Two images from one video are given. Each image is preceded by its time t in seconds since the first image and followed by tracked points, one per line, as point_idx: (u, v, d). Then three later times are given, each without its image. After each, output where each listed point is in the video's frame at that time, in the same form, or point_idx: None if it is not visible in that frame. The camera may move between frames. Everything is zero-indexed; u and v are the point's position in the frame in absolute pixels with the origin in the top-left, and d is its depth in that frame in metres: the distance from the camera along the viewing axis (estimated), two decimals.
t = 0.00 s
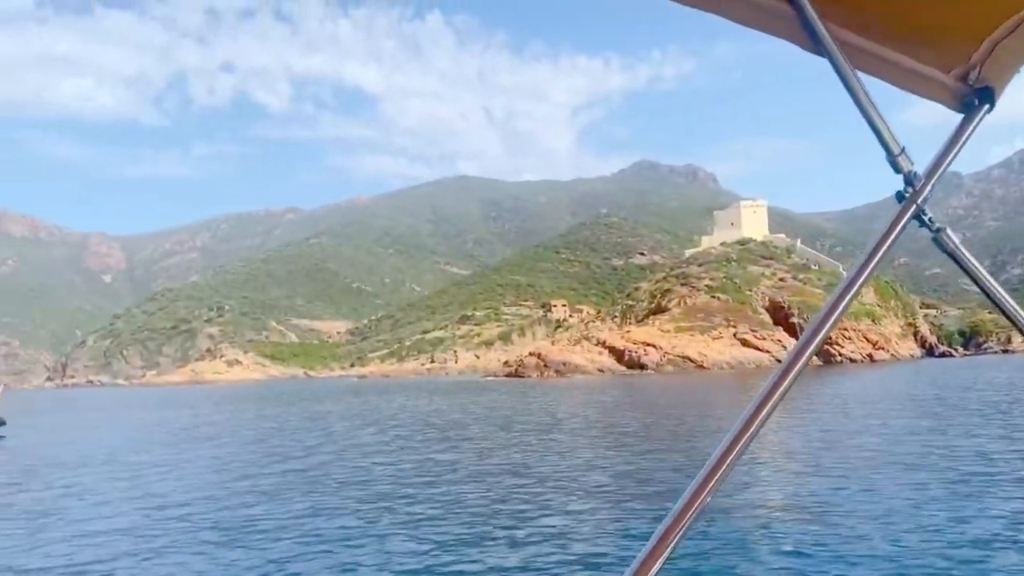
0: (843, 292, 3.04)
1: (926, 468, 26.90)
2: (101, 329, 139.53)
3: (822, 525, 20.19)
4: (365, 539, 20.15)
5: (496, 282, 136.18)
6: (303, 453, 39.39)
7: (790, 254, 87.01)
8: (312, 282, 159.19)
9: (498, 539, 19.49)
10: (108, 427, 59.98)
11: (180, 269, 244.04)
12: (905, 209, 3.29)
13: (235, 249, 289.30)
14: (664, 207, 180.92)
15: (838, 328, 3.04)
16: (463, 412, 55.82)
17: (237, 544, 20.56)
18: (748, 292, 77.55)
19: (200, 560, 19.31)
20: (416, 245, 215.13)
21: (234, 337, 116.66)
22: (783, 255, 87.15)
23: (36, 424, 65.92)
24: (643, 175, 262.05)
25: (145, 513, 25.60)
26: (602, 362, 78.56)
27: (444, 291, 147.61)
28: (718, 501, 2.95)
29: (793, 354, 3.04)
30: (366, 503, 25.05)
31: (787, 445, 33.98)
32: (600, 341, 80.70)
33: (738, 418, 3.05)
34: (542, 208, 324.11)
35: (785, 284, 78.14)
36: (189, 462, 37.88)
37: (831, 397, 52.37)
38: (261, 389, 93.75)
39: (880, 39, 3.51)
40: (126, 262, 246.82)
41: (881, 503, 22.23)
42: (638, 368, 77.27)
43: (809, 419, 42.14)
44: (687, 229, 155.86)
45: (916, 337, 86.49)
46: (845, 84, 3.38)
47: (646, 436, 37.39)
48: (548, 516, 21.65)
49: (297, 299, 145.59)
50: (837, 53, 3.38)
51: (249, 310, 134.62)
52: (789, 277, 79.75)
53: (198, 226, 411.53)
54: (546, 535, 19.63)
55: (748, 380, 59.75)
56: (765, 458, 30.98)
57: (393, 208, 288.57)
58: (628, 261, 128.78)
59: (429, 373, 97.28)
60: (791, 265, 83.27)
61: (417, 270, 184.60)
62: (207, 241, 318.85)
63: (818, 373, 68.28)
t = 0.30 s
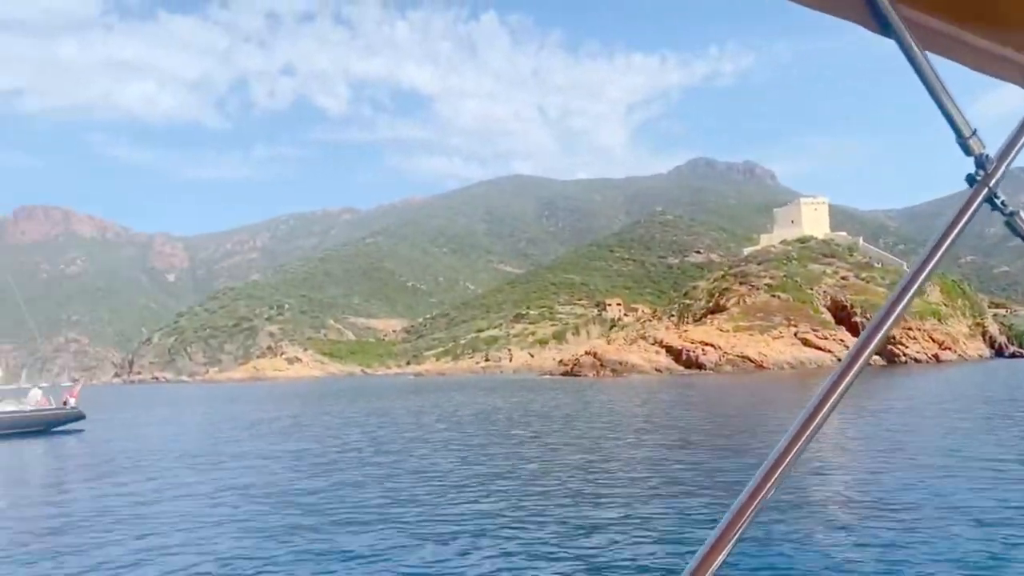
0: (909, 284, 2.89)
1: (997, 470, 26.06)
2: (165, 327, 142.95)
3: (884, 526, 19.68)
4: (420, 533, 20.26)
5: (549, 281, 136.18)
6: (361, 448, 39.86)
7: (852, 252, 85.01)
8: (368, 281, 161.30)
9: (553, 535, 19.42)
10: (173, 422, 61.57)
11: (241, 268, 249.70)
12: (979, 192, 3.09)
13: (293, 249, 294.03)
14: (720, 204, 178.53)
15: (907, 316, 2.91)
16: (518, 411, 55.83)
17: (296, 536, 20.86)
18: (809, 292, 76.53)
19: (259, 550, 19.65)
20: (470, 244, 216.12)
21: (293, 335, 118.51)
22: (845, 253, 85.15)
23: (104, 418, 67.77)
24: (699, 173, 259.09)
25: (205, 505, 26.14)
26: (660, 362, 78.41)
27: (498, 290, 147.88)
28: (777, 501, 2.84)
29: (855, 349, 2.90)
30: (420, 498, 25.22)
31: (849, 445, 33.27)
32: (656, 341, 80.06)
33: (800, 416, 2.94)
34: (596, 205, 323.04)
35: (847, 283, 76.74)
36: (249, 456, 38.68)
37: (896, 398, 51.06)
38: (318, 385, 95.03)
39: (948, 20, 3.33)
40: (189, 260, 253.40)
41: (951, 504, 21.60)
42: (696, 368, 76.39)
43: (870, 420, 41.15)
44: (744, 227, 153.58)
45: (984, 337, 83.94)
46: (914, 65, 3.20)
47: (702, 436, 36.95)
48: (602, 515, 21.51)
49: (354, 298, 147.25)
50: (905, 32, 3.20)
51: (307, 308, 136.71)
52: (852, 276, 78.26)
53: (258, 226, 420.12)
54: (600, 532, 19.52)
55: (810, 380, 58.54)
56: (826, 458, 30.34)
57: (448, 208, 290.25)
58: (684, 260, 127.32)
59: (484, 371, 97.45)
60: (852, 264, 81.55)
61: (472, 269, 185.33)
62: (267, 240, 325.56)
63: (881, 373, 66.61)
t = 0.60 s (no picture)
0: (978, 274, 2.79)
1: None
2: (226, 324, 146.03)
3: (951, 527, 19.07)
4: (475, 527, 20.25)
5: (603, 279, 135.78)
6: (417, 443, 40.19)
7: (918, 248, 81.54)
8: (422, 279, 162.77)
9: (609, 531, 19.24)
10: (232, 416, 62.82)
11: (298, 266, 254.22)
12: None
13: (349, 247, 297.88)
14: (779, 201, 175.48)
15: (976, 307, 2.78)
16: (573, 409, 55.63)
17: (353, 527, 21.01)
18: (872, 289, 76.34)
19: (317, 540, 19.85)
20: (523, 242, 216.42)
21: (349, 332, 120.02)
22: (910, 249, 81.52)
23: (168, 413, 69.50)
24: (756, 170, 255.09)
25: (264, 496, 26.54)
26: (718, 360, 76.08)
27: (551, 288, 147.69)
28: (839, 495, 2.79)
29: (921, 341, 2.80)
30: (475, 493, 25.27)
31: (914, 445, 32.39)
32: (715, 339, 78.61)
33: (863, 406, 2.86)
34: (649, 203, 321.01)
35: (912, 280, 75.20)
36: (305, 450, 39.16)
37: (963, 398, 49.49)
38: (374, 382, 95.98)
39: None
40: (248, 258, 258.83)
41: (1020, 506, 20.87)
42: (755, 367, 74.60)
43: (934, 420, 40.04)
44: (804, 224, 150.75)
45: None
46: (984, 45, 3.03)
47: (759, 435, 36.29)
48: (658, 511, 21.25)
49: (408, 296, 148.39)
50: (972, 12, 3.05)
51: (363, 306, 138.26)
52: (916, 273, 76.77)
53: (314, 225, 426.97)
54: (656, 528, 19.29)
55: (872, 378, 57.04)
56: (890, 457, 29.61)
57: (501, 206, 290.80)
58: (741, 257, 125.51)
59: (538, 368, 97.22)
60: (917, 261, 79.41)
61: (525, 267, 185.41)
62: (323, 239, 330.89)
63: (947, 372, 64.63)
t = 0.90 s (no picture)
0: None
1: None
2: (281, 320, 148.53)
3: (1016, 525, 18.52)
4: (528, 521, 20.14)
5: (654, 275, 134.84)
6: (470, 436, 40.53)
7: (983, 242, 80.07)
8: (473, 274, 163.57)
9: (663, 527, 18.96)
10: (289, 410, 63.87)
11: (351, 263, 257.48)
12: None
13: (400, 244, 300.71)
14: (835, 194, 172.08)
15: None
16: (626, 404, 55.36)
17: (406, 520, 21.06)
18: (934, 284, 75.49)
19: (370, 533, 19.94)
20: (574, 238, 216.02)
21: (401, 327, 121.25)
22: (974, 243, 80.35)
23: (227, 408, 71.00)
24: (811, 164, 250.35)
25: (318, 488, 26.79)
26: (775, 356, 75.19)
27: (602, 283, 147.07)
28: (892, 503, 2.77)
29: (985, 338, 2.74)
30: (526, 486, 25.40)
31: (979, 441, 31.58)
32: (771, 335, 77.76)
33: (915, 414, 2.83)
34: (701, 197, 317.76)
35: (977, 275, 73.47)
36: (360, 442, 39.56)
37: None
38: (425, 377, 96.85)
39: None
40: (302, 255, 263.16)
41: None
42: (813, 363, 72.92)
43: (999, 417, 38.91)
44: (861, 218, 147.60)
45: None
46: None
47: (817, 431, 35.54)
48: (713, 508, 20.90)
49: (459, 292, 149.16)
50: None
51: (415, 302, 139.26)
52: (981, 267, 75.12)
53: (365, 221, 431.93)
54: (711, 525, 18.96)
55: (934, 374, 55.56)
56: (953, 453, 28.91)
57: (552, 202, 290.38)
58: (797, 252, 123.45)
59: (590, 364, 96.77)
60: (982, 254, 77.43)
61: (576, 263, 185.07)
62: (375, 235, 334.53)
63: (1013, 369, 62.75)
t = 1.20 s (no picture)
0: None
1: None
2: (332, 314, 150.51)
3: None
4: (583, 513, 20.03)
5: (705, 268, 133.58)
6: (523, 429, 40.85)
7: None
8: (521, 269, 163.49)
9: (722, 522, 18.70)
10: (342, 402, 64.63)
11: (400, 258, 259.60)
12: None
13: (448, 238, 302.11)
14: (891, 186, 168.62)
15: None
16: (678, 398, 55.18)
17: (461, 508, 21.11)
18: (997, 275, 72.96)
19: (426, 521, 20.03)
20: (623, 233, 214.66)
21: (450, 321, 122.04)
22: None
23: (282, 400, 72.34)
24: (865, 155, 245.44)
25: (373, 476, 27.00)
26: (831, 349, 73.39)
27: (651, 276, 146.14)
28: (960, 508, 2.84)
29: None
30: (582, 476, 25.59)
31: None
32: (827, 328, 76.45)
33: (979, 423, 2.89)
34: (752, 190, 313.30)
35: None
36: (413, 434, 39.81)
37: None
38: (474, 370, 97.40)
39: None
40: (352, 249, 266.16)
41: None
42: (870, 358, 71.21)
43: None
44: (918, 210, 144.48)
45: None
46: None
47: (877, 428, 34.67)
48: (772, 504, 20.54)
49: (507, 286, 149.58)
50: None
51: (464, 296, 139.80)
52: None
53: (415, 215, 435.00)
54: (771, 521, 18.64)
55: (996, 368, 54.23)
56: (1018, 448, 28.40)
57: (600, 196, 289.13)
58: (852, 244, 121.34)
59: (641, 359, 96.11)
60: None
61: (625, 257, 184.18)
62: (424, 230, 336.77)
63: None
